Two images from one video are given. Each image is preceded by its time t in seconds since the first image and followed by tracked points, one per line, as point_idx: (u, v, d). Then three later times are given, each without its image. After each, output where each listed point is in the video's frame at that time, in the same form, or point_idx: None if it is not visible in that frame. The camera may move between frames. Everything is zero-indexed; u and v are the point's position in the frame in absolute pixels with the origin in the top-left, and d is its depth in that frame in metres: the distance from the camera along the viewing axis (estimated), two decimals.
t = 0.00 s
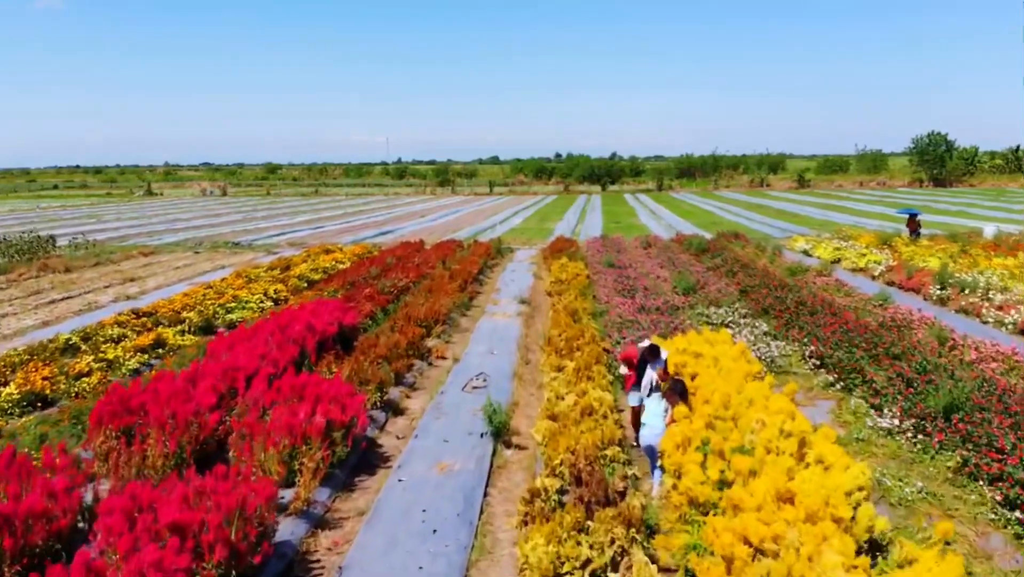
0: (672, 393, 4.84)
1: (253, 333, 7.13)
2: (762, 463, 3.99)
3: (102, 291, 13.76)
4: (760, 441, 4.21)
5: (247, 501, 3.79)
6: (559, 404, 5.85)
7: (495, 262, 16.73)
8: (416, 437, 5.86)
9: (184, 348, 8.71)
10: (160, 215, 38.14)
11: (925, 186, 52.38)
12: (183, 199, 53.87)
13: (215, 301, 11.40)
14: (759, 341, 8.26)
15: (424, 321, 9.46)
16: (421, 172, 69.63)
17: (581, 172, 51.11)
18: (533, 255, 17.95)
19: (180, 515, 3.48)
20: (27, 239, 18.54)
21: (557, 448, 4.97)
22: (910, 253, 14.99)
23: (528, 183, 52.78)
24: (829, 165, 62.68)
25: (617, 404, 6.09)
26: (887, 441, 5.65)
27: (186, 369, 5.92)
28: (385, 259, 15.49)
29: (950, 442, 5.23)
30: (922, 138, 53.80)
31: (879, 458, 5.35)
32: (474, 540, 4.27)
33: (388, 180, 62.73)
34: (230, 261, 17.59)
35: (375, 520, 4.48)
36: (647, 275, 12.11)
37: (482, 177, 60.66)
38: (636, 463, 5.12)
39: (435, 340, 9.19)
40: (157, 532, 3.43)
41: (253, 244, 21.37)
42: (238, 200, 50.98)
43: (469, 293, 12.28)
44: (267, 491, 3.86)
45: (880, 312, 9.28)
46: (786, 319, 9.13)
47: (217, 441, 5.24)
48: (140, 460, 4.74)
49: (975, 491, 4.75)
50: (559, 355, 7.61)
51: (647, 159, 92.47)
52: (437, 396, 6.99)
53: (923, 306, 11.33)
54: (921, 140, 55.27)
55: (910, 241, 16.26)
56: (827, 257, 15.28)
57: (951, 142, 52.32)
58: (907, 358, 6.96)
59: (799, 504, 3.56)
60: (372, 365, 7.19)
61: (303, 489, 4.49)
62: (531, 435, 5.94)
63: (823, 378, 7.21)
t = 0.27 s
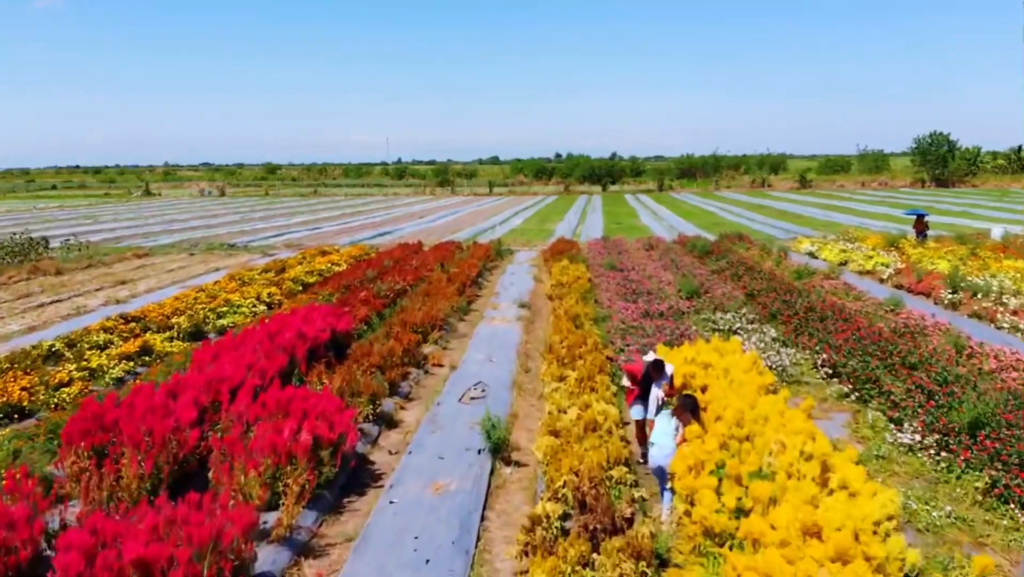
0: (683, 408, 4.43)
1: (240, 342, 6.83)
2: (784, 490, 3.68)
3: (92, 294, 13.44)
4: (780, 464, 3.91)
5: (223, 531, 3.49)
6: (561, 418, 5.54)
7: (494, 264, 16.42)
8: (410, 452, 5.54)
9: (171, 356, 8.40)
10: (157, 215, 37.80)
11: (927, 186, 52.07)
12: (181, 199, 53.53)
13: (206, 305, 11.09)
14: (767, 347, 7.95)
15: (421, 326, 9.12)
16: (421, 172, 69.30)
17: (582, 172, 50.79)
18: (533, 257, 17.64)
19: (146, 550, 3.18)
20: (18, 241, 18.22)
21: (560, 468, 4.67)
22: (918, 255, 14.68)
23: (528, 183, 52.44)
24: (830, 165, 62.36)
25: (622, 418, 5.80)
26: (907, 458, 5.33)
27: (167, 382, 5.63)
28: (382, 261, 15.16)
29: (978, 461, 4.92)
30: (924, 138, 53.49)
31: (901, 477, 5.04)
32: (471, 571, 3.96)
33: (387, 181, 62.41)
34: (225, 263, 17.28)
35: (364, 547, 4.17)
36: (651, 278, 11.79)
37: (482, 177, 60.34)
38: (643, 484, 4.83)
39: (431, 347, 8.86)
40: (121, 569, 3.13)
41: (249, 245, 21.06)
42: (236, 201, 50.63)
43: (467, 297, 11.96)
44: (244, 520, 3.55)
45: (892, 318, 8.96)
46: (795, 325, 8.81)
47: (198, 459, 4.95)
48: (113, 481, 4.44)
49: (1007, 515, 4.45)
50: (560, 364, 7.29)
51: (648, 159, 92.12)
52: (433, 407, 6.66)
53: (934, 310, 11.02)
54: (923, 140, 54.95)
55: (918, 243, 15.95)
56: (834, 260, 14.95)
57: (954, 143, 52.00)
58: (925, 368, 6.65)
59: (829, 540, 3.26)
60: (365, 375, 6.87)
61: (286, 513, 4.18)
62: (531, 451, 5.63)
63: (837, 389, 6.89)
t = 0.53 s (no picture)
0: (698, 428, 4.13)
1: (227, 352, 6.50)
2: (809, 522, 3.36)
3: (82, 298, 13.13)
4: (804, 492, 3.59)
5: (195, 570, 3.18)
6: (565, 434, 5.23)
7: (494, 266, 16.10)
8: (404, 470, 5.22)
9: (157, 365, 8.09)
10: (153, 215, 37.46)
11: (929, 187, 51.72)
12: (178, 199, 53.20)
13: (197, 310, 10.78)
14: (778, 356, 7.63)
15: (417, 333, 8.80)
16: (421, 172, 68.99)
17: (582, 172, 50.47)
18: (533, 259, 17.32)
19: None
20: (9, 242, 17.91)
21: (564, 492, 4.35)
22: (927, 258, 14.35)
23: (528, 183, 52.10)
24: (832, 165, 62.02)
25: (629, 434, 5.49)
26: (933, 478, 5.01)
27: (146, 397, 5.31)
28: (379, 263, 14.86)
29: (1010, 483, 4.60)
30: (926, 138, 53.14)
31: (928, 501, 4.73)
32: None
33: (386, 180, 62.05)
34: (220, 265, 16.97)
35: None
36: (655, 282, 11.47)
37: (481, 177, 60.01)
38: (653, 507, 4.52)
39: (428, 355, 8.53)
40: None
41: (245, 246, 20.76)
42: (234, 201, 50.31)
43: (466, 300, 11.65)
44: (218, 557, 3.25)
45: (906, 324, 8.64)
46: (806, 332, 8.50)
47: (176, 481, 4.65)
48: (83, 507, 4.13)
49: None
50: (563, 374, 6.97)
51: (648, 159, 91.76)
52: (429, 420, 6.34)
53: (947, 315, 10.70)
54: (925, 139, 54.59)
55: (926, 245, 15.62)
56: (841, 262, 14.63)
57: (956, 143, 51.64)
58: (946, 379, 6.33)
59: None
60: (358, 385, 6.55)
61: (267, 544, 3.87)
62: (532, 469, 5.31)
63: (853, 401, 6.58)
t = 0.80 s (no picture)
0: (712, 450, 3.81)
1: (212, 362, 6.19)
2: (840, 559, 3.05)
3: (71, 301, 12.81)
4: (834, 525, 3.27)
5: None
6: (568, 451, 4.91)
7: (493, 268, 15.79)
8: (396, 490, 4.91)
9: (142, 373, 7.77)
10: (150, 216, 37.16)
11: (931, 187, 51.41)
12: (176, 200, 52.90)
13: (188, 314, 10.48)
14: (790, 365, 7.32)
15: (414, 339, 8.48)
16: (420, 172, 68.78)
17: (582, 172, 50.16)
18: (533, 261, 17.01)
19: None
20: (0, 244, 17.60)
21: (568, 519, 4.04)
22: (936, 260, 14.02)
23: (529, 183, 51.79)
24: (834, 165, 61.69)
25: (636, 452, 5.18)
26: (961, 500, 4.70)
27: (123, 412, 5.00)
28: (376, 265, 14.54)
29: None
30: (928, 138, 52.82)
31: (958, 526, 4.41)
32: None
33: (386, 181, 61.77)
34: (214, 266, 16.67)
35: None
36: (659, 285, 11.16)
37: (481, 177, 59.75)
38: (663, 534, 4.23)
39: (425, 362, 8.22)
40: None
41: (241, 248, 20.43)
42: (232, 201, 50.01)
43: (465, 304, 11.33)
44: None
45: (921, 330, 8.31)
46: (817, 339, 8.19)
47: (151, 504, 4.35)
48: (47, 535, 3.82)
49: None
50: (565, 383, 6.65)
51: (649, 159, 91.43)
52: (425, 433, 6.03)
53: (959, 320, 10.39)
54: (927, 139, 54.26)
55: (935, 247, 15.30)
56: (848, 265, 14.31)
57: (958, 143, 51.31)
58: (970, 392, 6.01)
59: None
60: (350, 397, 6.23)
61: None
62: (534, 488, 5.00)
63: (870, 413, 6.27)
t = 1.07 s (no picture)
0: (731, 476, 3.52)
1: (195, 373, 5.89)
2: None
3: (59, 304, 12.48)
4: (867, 565, 2.96)
5: None
6: (571, 471, 4.59)
7: (493, 270, 15.47)
8: (387, 513, 4.59)
9: (126, 382, 7.45)
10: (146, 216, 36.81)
11: (934, 187, 51.07)
12: (174, 199, 52.55)
13: (177, 318, 10.16)
14: (802, 374, 7.00)
15: (409, 344, 8.16)
16: (420, 172, 68.45)
17: (583, 172, 49.81)
18: (534, 262, 16.69)
19: None
20: None
21: (572, 553, 3.74)
22: (947, 262, 13.69)
23: (529, 183, 51.43)
24: (835, 165, 61.31)
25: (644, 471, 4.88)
26: (993, 525, 4.39)
27: (95, 429, 4.70)
28: (373, 267, 14.21)
29: None
30: (931, 138, 52.45)
31: (992, 555, 4.10)
32: None
33: (386, 180, 61.44)
34: (208, 268, 16.36)
35: None
36: (662, 289, 10.83)
37: (481, 177, 59.42)
38: (675, 567, 3.92)
39: (421, 369, 7.89)
40: None
41: (237, 249, 20.10)
42: (230, 201, 49.66)
43: (464, 308, 11.01)
44: None
45: (937, 337, 7.99)
46: (828, 347, 7.87)
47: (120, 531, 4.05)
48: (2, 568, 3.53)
49: None
50: (567, 394, 6.34)
51: (650, 159, 91.08)
52: (419, 447, 5.70)
53: (973, 324, 10.06)
54: (930, 139, 53.89)
55: (944, 249, 14.97)
56: (855, 267, 13.98)
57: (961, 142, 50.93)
58: (995, 405, 5.69)
59: None
60: (340, 410, 5.91)
61: None
62: (534, 510, 4.68)
63: (888, 427, 5.95)
